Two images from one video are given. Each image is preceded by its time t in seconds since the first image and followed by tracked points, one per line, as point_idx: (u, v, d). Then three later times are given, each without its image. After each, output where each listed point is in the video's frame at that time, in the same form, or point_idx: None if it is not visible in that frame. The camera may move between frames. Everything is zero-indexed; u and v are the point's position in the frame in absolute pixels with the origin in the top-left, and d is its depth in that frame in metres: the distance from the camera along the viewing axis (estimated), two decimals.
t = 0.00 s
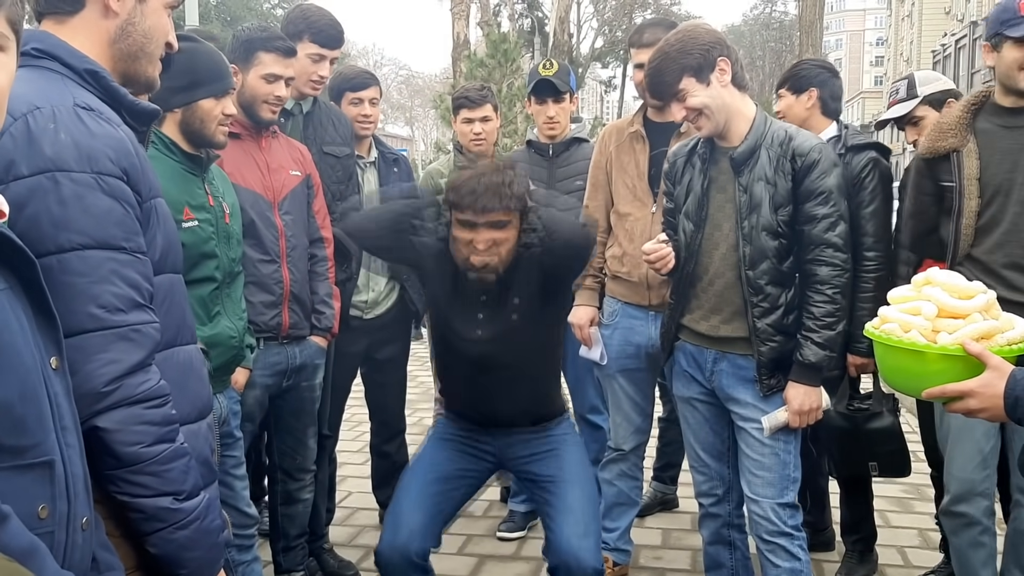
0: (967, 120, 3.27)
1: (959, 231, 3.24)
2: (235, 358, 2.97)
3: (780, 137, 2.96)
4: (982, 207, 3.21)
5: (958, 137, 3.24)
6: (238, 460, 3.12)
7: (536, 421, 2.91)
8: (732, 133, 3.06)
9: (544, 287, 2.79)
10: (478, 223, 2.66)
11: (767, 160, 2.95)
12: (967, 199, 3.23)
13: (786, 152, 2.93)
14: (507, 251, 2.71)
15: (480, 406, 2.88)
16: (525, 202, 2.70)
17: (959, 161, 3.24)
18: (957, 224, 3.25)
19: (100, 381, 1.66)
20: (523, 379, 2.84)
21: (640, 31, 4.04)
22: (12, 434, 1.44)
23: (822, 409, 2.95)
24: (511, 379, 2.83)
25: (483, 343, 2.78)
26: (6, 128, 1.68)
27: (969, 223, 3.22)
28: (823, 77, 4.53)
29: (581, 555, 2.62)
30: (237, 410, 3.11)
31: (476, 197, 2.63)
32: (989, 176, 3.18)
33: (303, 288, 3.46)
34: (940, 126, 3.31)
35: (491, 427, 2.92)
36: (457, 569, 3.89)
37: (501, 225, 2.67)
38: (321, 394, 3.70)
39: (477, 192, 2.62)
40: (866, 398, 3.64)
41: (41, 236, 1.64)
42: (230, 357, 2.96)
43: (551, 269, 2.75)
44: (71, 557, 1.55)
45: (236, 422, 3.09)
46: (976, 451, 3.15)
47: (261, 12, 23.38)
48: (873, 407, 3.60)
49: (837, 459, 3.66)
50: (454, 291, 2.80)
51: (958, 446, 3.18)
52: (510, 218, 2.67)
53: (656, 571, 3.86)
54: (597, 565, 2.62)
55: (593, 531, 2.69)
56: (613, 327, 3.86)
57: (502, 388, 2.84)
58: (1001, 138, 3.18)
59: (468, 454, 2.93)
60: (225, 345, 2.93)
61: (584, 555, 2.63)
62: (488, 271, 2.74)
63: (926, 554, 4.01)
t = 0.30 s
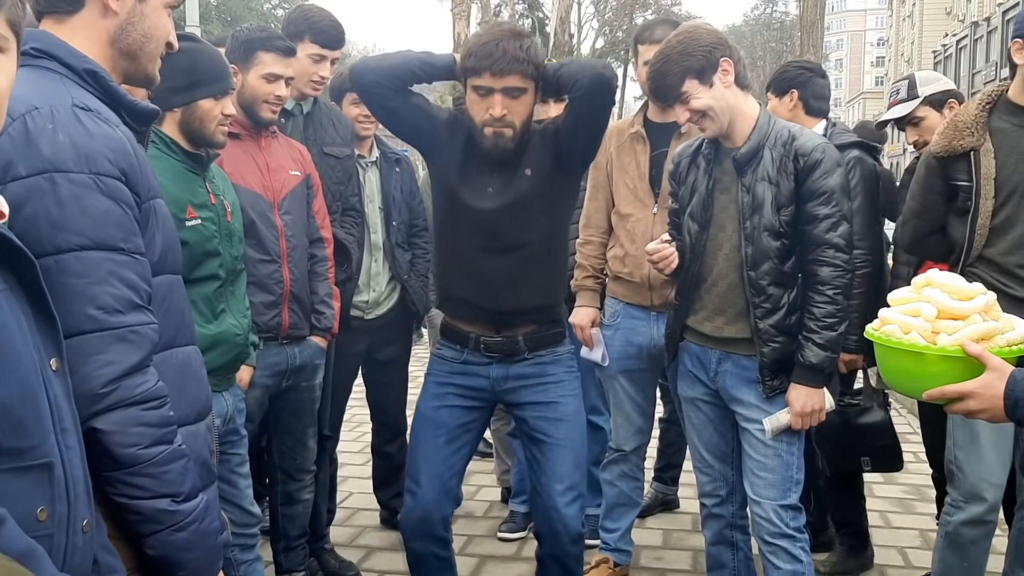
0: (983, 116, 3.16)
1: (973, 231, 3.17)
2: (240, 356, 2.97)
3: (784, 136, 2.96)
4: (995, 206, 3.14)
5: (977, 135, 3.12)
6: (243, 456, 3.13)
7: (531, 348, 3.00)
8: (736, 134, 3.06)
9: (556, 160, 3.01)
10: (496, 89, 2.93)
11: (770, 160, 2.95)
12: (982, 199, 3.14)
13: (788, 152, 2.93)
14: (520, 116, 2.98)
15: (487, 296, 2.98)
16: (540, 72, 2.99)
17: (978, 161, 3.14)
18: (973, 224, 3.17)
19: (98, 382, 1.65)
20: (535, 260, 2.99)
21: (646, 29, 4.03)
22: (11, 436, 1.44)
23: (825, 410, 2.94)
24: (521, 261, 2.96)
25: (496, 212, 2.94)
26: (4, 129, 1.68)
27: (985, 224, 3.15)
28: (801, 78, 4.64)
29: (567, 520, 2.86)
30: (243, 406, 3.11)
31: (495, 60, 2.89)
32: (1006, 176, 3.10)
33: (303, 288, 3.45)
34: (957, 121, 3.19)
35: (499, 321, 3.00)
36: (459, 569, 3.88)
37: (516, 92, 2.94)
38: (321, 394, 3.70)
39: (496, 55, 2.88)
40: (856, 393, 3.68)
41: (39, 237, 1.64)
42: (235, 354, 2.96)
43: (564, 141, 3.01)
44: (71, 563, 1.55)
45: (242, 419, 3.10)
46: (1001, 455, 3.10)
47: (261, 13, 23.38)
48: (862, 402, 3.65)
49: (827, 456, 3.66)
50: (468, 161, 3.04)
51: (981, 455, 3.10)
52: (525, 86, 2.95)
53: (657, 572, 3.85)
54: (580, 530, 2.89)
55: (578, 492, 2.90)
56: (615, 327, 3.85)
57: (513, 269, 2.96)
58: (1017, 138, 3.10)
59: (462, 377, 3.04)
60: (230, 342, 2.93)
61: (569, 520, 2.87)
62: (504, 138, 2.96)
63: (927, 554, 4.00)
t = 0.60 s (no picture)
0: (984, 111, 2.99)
1: (975, 231, 3.02)
2: (246, 354, 2.98)
3: (790, 136, 2.96)
4: (996, 205, 2.99)
5: (983, 132, 2.95)
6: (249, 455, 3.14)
7: (528, 332, 3.02)
8: (741, 134, 3.05)
9: (559, 134, 3.07)
10: (499, 65, 2.96)
11: (776, 159, 2.95)
12: (985, 198, 2.98)
13: (795, 151, 2.92)
14: (521, 92, 3.01)
15: (487, 270, 3.01)
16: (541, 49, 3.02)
17: (985, 160, 2.97)
18: (973, 223, 3.02)
19: (99, 383, 1.65)
20: (536, 232, 3.03)
21: (652, 29, 4.03)
22: (12, 438, 1.44)
23: (828, 410, 2.93)
24: (523, 232, 3.01)
25: (499, 180, 2.99)
26: (6, 130, 1.68)
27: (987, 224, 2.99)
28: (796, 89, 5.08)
29: (556, 511, 3.03)
30: (249, 404, 3.10)
31: (498, 34, 2.91)
32: (1009, 174, 2.95)
33: (305, 288, 3.45)
34: (960, 117, 3.01)
35: (498, 296, 3.02)
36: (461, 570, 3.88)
37: (518, 69, 2.97)
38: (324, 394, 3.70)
39: (497, 30, 2.91)
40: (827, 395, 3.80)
41: (39, 237, 1.64)
42: (241, 353, 2.96)
43: (568, 116, 3.06)
44: (74, 565, 1.55)
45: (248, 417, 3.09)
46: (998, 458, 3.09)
47: (264, 14, 23.41)
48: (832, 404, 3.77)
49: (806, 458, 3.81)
50: (470, 134, 3.08)
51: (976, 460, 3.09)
52: (527, 60, 2.98)
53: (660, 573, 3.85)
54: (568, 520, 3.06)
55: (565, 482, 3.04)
56: (619, 328, 3.85)
57: (514, 241, 3.00)
58: (1019, 136, 2.95)
59: (457, 366, 3.06)
60: (236, 341, 2.94)
61: (558, 511, 3.04)
62: (505, 114, 3.00)
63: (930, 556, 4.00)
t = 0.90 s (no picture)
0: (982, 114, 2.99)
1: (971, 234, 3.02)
2: (255, 353, 2.99)
3: (797, 136, 2.96)
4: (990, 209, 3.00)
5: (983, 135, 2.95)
6: (255, 453, 3.14)
7: (526, 336, 3.01)
8: (747, 134, 3.05)
9: (555, 134, 3.08)
10: (482, 71, 2.95)
11: (783, 158, 2.94)
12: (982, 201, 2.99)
13: (803, 150, 2.92)
14: (508, 94, 3.01)
15: (485, 270, 3.00)
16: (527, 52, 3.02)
17: (986, 162, 2.97)
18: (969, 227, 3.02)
19: (106, 382, 1.66)
20: (533, 232, 3.03)
21: (663, 29, 4.02)
22: (18, 439, 1.45)
23: (833, 409, 2.92)
24: (521, 231, 3.01)
25: (497, 175, 3.00)
26: (13, 130, 1.68)
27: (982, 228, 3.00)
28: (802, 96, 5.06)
29: (555, 513, 3.03)
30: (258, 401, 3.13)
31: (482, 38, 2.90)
32: (1005, 177, 2.97)
33: (310, 288, 3.45)
34: (962, 120, 2.99)
35: (496, 299, 3.00)
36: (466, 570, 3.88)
37: (503, 72, 2.96)
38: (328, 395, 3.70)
39: (480, 35, 2.91)
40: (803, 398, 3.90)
41: (47, 236, 1.64)
42: (251, 352, 2.97)
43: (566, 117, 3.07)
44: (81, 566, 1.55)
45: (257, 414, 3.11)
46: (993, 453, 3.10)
47: (268, 15, 23.46)
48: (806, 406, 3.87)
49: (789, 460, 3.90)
50: (462, 138, 3.09)
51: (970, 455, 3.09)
52: (512, 64, 2.96)
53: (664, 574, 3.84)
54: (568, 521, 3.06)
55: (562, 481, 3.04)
56: (624, 328, 3.85)
57: (512, 240, 3.00)
58: (1013, 140, 2.98)
59: (455, 370, 3.06)
60: (248, 340, 2.94)
61: (557, 513, 3.04)
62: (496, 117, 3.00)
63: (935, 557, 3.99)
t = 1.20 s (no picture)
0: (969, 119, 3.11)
1: (960, 236, 3.11)
2: (261, 354, 3.00)
3: (796, 137, 2.96)
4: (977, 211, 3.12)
5: (971, 140, 3.07)
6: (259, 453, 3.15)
7: (521, 331, 3.03)
8: (747, 134, 3.04)
9: (541, 143, 3.11)
10: (473, 80, 2.93)
11: (783, 159, 2.94)
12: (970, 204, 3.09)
13: (803, 150, 2.92)
14: (498, 102, 2.99)
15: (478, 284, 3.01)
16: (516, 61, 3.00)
17: (972, 165, 3.09)
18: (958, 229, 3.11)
19: (110, 383, 1.67)
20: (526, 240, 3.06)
21: (660, 31, 4.03)
22: (24, 441, 1.46)
23: (835, 408, 2.92)
24: (513, 245, 3.02)
25: (491, 197, 3.00)
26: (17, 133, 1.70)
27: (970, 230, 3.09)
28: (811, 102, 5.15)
29: (570, 512, 2.98)
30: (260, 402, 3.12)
31: (475, 47, 2.88)
32: (989, 181, 3.10)
33: (313, 290, 3.46)
34: (948, 123, 3.10)
35: (493, 302, 3.02)
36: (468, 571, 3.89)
37: (494, 81, 2.94)
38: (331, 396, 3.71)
39: (471, 45, 2.88)
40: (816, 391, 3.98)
41: (50, 238, 1.65)
42: (257, 353, 2.98)
43: (549, 127, 3.10)
44: (86, 566, 1.56)
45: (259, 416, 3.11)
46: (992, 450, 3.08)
47: (272, 17, 23.49)
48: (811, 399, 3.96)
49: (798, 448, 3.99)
50: (452, 147, 3.08)
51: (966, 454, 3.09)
52: (503, 72, 2.94)
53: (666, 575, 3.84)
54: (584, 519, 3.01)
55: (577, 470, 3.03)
56: (625, 329, 3.85)
57: (508, 248, 3.01)
58: (997, 144, 3.12)
59: (454, 370, 3.07)
60: (255, 341, 2.95)
61: (572, 512, 2.99)
62: (484, 126, 3.01)
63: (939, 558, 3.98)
